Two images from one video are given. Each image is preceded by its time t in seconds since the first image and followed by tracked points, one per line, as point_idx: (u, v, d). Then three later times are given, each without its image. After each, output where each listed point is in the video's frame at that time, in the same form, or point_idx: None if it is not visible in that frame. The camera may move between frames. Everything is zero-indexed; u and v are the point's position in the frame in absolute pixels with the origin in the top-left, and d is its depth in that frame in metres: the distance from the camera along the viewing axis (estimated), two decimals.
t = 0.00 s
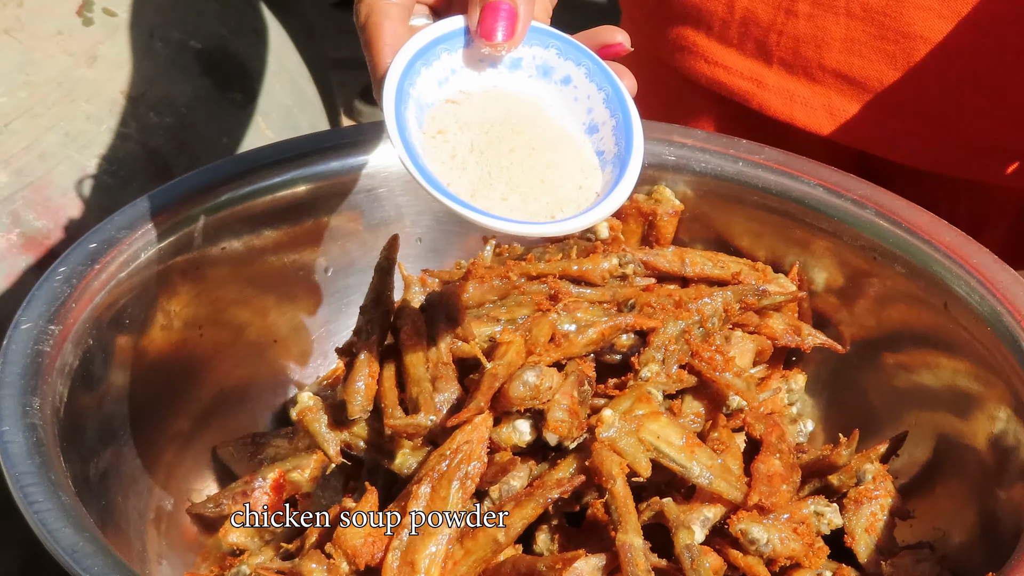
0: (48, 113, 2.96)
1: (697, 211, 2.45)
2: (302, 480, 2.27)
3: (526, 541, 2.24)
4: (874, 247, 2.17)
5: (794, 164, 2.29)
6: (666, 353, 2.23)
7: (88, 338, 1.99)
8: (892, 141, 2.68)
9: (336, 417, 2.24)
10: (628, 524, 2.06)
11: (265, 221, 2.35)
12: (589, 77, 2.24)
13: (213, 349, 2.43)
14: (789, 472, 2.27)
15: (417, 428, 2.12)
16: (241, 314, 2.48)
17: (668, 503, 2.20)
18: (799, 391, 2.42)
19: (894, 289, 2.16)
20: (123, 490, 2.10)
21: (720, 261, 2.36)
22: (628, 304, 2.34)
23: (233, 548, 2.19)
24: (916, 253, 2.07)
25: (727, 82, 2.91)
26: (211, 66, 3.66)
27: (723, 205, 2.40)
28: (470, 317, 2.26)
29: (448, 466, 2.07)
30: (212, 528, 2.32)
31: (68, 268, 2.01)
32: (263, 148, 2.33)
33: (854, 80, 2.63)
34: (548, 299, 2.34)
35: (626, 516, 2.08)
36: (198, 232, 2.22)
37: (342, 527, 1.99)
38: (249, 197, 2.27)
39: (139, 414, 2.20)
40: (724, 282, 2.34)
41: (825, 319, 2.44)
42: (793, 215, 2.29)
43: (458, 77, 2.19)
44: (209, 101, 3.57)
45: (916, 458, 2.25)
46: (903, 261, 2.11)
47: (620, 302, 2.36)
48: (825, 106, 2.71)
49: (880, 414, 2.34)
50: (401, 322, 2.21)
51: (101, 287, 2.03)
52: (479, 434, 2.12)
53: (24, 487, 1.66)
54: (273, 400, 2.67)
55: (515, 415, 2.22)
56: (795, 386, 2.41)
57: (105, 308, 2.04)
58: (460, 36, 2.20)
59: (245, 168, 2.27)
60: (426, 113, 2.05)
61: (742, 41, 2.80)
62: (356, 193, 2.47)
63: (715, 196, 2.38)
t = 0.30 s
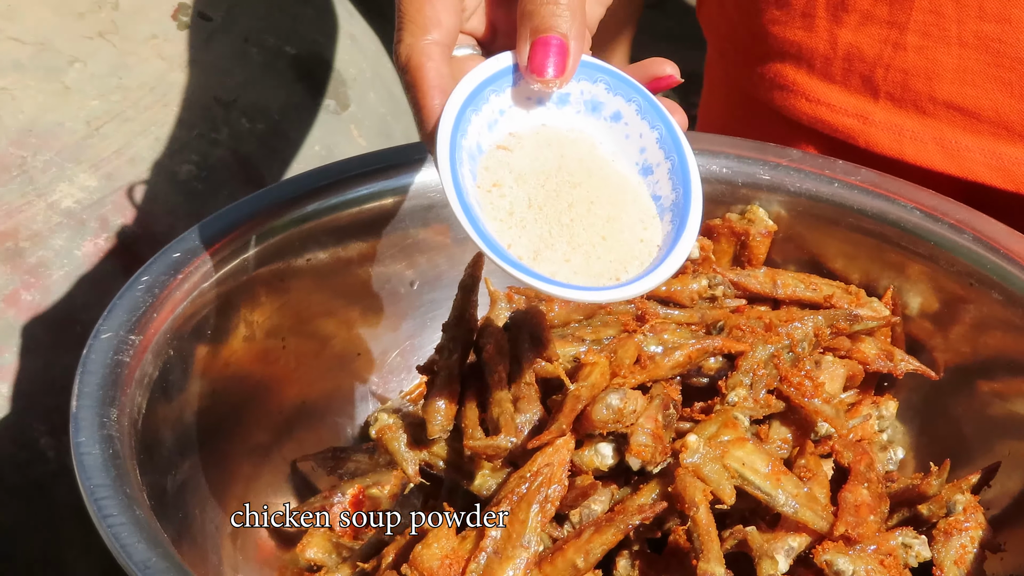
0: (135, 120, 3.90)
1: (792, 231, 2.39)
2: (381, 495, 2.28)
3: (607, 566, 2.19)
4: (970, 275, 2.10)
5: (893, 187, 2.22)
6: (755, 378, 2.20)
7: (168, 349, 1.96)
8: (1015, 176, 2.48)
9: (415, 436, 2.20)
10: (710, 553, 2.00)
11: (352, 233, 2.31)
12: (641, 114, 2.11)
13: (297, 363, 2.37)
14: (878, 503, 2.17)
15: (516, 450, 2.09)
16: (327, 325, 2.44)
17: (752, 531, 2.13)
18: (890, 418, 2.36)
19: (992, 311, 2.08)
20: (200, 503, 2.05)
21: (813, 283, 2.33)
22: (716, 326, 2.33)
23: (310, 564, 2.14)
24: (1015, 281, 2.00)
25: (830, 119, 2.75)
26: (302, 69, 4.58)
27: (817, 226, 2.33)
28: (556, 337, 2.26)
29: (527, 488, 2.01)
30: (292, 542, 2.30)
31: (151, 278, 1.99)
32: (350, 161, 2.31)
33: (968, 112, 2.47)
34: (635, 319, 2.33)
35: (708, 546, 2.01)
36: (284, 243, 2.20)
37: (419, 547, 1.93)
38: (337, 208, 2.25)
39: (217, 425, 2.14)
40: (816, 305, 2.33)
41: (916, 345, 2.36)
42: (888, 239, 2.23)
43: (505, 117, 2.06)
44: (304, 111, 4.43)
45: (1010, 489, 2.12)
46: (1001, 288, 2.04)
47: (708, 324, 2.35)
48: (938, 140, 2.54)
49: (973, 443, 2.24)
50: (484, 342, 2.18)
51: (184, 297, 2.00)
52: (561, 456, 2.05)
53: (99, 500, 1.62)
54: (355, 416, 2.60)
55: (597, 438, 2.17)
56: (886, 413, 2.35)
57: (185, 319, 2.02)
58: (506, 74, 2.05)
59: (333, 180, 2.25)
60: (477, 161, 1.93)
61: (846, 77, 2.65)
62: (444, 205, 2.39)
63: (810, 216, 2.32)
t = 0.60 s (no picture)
0: (169, 105, 4.15)
1: (826, 221, 2.34)
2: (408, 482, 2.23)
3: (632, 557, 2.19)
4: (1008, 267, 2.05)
5: (929, 177, 2.18)
6: (785, 369, 2.17)
7: (194, 335, 1.95)
8: None
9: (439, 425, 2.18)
10: (736, 545, 1.98)
11: (381, 221, 2.29)
12: (601, 101, 2.10)
13: (326, 349, 2.37)
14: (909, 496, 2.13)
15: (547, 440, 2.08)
16: (356, 313, 2.42)
17: (780, 523, 2.10)
18: (923, 410, 2.31)
19: None
20: (226, 489, 2.06)
21: (846, 273, 2.28)
22: (747, 316, 2.28)
23: (336, 551, 2.15)
24: None
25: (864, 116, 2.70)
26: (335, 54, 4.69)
27: (851, 215, 2.28)
28: (582, 326, 2.22)
29: (553, 478, 2.00)
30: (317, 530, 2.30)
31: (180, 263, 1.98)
32: (380, 149, 2.32)
33: (1006, 108, 2.41)
34: (664, 309, 2.29)
35: (734, 538, 1.99)
36: (313, 229, 2.19)
37: (443, 537, 1.94)
38: (367, 195, 2.24)
39: (242, 411, 2.14)
40: (848, 294, 2.28)
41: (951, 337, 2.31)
42: (924, 230, 2.18)
43: (466, 106, 1.97)
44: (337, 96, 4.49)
45: None
46: None
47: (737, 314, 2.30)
48: (975, 136, 2.48)
49: (1008, 436, 2.19)
50: (511, 331, 2.16)
51: (210, 283, 1.99)
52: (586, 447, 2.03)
53: (121, 487, 1.61)
54: (382, 403, 2.56)
55: (624, 428, 2.13)
56: (920, 405, 2.30)
57: (211, 307, 2.01)
58: (463, 61, 1.98)
59: (363, 169, 2.26)
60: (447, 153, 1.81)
61: (880, 73, 2.61)
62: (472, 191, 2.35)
63: (845, 205, 2.27)
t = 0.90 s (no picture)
0: (168, 85, 4.06)
1: (826, 198, 2.31)
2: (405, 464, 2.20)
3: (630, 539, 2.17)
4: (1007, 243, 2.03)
5: (928, 153, 2.16)
6: (782, 348, 2.15)
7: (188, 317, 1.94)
8: None
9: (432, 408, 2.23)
10: (734, 525, 1.97)
11: (377, 201, 2.27)
12: (535, 67, 2.31)
13: (322, 330, 2.35)
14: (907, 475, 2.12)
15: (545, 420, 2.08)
16: (352, 294, 2.39)
17: (777, 503, 2.10)
18: (923, 387, 2.30)
19: None
20: (222, 473, 2.06)
21: (845, 251, 2.26)
22: (745, 295, 2.26)
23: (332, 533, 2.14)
24: None
25: (865, 98, 2.66)
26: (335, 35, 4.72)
27: (851, 192, 2.25)
28: (579, 306, 2.20)
29: (548, 459, 1.99)
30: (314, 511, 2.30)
31: (174, 246, 1.98)
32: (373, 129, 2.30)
33: (1008, 86, 2.39)
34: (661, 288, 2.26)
35: (731, 518, 1.98)
36: (307, 210, 2.17)
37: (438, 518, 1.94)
38: (361, 175, 2.23)
39: (237, 394, 2.13)
40: (848, 272, 2.26)
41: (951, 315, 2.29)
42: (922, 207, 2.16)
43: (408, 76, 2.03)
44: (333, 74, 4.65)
45: None
46: None
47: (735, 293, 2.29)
48: (977, 116, 2.46)
49: (1006, 414, 2.18)
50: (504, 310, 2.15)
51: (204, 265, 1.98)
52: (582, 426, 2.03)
53: (114, 470, 1.60)
54: (380, 383, 2.54)
55: (620, 408, 2.13)
56: (920, 382, 2.28)
57: (205, 289, 2.00)
58: (400, 33, 2.03)
59: (357, 150, 2.25)
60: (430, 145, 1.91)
61: (880, 53, 2.57)
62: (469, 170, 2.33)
63: (845, 182, 2.24)
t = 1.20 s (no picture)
0: (160, 76, 4.11)
1: (820, 186, 2.30)
2: (399, 456, 2.20)
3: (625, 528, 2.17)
4: (1002, 232, 2.03)
5: (922, 141, 2.15)
6: (777, 337, 2.15)
7: (180, 308, 1.93)
8: None
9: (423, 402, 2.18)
10: (728, 515, 1.98)
11: (370, 192, 2.26)
12: (486, 7, 2.30)
13: (314, 322, 2.34)
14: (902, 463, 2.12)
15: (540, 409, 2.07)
16: (344, 284, 2.37)
17: (773, 492, 2.09)
18: (917, 376, 2.31)
19: None
20: (215, 464, 2.05)
21: (839, 240, 2.24)
22: (738, 284, 2.24)
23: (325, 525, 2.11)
24: None
25: (859, 87, 2.65)
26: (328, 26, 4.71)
27: (845, 180, 2.24)
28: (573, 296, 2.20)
29: (542, 449, 2.00)
30: (308, 502, 2.30)
31: (166, 238, 1.97)
32: (366, 118, 2.29)
33: (1004, 75, 2.38)
34: (654, 277, 2.24)
35: (725, 508, 1.98)
36: (300, 201, 2.16)
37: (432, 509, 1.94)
38: (352, 165, 2.20)
39: (230, 386, 2.12)
40: (843, 261, 2.24)
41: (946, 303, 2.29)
42: (916, 195, 2.15)
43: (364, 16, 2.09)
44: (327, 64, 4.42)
45: None
46: None
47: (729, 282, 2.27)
48: (973, 104, 2.46)
49: (1002, 402, 2.18)
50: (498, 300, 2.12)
51: (197, 256, 1.98)
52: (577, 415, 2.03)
53: (107, 463, 1.59)
54: (374, 374, 2.53)
55: (613, 397, 2.13)
56: (914, 370, 2.29)
57: (197, 280, 1.99)
58: None
59: (349, 139, 2.23)
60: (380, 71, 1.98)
61: (875, 43, 2.55)
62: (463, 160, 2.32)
63: (840, 170, 2.23)
